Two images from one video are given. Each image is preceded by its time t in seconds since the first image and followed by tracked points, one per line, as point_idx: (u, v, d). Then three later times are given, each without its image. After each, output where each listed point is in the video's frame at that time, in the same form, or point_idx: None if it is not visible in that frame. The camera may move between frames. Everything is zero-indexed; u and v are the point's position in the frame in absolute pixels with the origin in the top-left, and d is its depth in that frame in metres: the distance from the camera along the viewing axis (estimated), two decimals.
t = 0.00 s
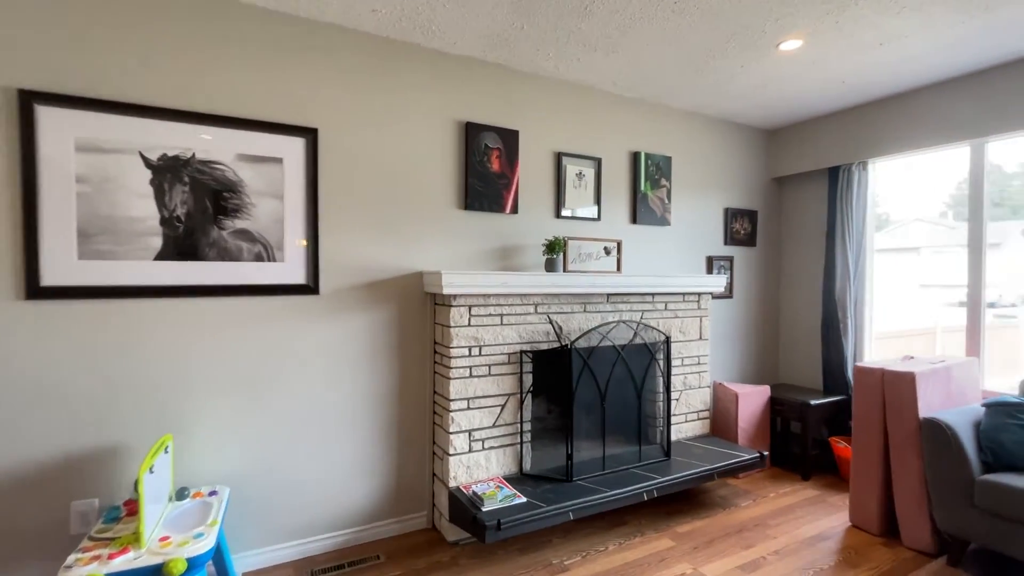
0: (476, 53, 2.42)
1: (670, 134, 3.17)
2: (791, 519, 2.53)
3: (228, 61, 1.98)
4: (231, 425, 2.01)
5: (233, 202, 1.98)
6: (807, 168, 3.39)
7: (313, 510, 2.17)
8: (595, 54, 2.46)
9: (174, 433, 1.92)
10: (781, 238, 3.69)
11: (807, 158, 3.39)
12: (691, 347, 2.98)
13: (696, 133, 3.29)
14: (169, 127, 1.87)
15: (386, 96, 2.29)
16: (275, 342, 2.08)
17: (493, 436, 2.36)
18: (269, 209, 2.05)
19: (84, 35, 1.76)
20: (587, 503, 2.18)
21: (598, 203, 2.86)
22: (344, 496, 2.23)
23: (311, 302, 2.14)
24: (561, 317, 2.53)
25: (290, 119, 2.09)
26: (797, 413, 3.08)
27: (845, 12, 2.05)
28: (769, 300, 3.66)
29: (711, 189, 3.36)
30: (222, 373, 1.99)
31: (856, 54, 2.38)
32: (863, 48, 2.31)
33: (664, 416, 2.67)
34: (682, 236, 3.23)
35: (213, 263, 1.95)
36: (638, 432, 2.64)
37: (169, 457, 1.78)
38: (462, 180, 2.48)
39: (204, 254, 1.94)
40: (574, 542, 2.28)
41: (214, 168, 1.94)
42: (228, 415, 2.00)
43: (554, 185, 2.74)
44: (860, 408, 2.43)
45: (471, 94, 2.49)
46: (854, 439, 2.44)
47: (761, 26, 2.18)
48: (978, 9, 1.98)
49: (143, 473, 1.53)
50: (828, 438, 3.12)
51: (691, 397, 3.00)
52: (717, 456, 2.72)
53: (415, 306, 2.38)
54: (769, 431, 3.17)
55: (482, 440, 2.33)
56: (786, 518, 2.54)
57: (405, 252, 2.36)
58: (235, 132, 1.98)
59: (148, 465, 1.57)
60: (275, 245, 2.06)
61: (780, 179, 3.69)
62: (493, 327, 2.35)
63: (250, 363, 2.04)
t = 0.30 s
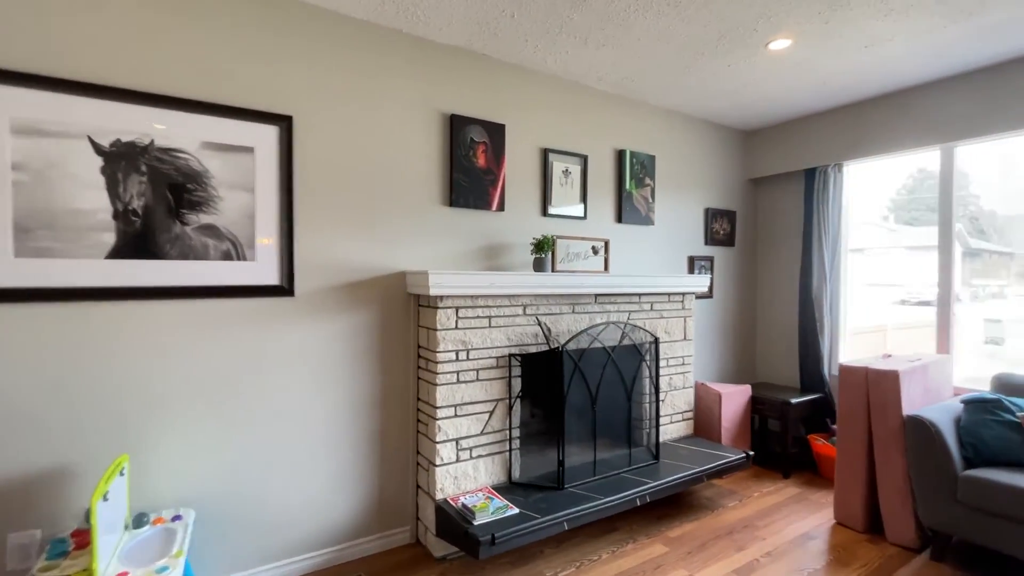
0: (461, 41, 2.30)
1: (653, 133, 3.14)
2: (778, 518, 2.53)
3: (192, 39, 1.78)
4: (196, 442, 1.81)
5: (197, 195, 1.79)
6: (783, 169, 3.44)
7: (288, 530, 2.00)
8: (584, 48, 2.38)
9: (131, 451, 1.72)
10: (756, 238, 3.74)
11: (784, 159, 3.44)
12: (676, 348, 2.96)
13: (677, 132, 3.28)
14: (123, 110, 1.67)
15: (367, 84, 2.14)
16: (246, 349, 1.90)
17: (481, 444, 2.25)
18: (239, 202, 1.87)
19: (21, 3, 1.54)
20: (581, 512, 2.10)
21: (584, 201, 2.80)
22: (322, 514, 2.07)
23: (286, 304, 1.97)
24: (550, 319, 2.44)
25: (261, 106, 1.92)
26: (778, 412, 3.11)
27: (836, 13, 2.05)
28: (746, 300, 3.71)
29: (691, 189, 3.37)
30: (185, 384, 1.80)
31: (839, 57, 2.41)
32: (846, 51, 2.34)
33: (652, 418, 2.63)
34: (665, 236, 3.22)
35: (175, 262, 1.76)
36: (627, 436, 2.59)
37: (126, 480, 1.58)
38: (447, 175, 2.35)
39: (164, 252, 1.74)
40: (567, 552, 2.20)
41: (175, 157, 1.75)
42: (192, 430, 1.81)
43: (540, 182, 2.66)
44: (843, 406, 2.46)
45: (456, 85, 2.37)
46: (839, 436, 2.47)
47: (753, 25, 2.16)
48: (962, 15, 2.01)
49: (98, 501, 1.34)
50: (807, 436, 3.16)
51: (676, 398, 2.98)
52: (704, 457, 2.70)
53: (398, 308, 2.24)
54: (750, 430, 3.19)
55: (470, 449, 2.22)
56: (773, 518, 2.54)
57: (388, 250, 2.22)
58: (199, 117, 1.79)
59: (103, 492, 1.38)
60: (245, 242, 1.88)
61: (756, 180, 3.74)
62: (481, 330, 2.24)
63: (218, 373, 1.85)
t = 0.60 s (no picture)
0: (452, 30, 2.20)
1: (638, 133, 3.13)
2: (765, 515, 2.56)
3: (161, 15, 1.62)
4: (167, 459, 1.65)
5: (168, 186, 1.62)
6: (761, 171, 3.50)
7: (270, 550, 1.85)
8: (577, 42, 2.33)
9: (92, 472, 1.54)
10: (734, 239, 3.80)
11: (761, 161, 3.51)
12: (662, 348, 2.96)
13: (661, 132, 3.28)
14: (83, 90, 1.49)
15: (353, 71, 2.02)
16: (223, 356, 1.74)
17: (474, 451, 2.17)
18: (214, 196, 1.71)
19: None
20: (579, 518, 2.05)
21: (573, 199, 2.75)
22: (307, 531, 1.93)
23: (267, 307, 1.83)
24: (542, 320, 2.38)
25: (240, 91, 1.76)
26: (759, 409, 3.16)
27: (827, 16, 2.07)
28: (725, 299, 3.76)
29: (674, 189, 3.38)
30: (155, 395, 1.63)
31: (825, 61, 2.45)
32: (832, 55, 2.38)
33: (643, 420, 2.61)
34: (649, 236, 3.22)
35: (143, 260, 1.59)
36: (618, 437, 2.56)
37: (88, 505, 1.41)
38: (436, 170, 2.25)
39: (130, 249, 1.57)
40: (564, 559, 2.14)
41: (143, 144, 1.58)
42: (162, 446, 1.64)
43: (530, 179, 2.59)
44: (828, 403, 2.51)
45: (446, 76, 2.27)
46: (824, 432, 2.52)
47: (747, 25, 2.16)
48: (943, 21, 2.08)
49: (59, 532, 1.18)
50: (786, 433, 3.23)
51: (663, 398, 2.98)
52: (692, 456, 2.71)
53: (386, 310, 2.12)
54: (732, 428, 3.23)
55: (462, 456, 2.13)
56: (760, 515, 2.57)
57: (375, 248, 2.10)
58: (171, 101, 1.62)
59: (64, 520, 1.22)
60: (221, 239, 1.73)
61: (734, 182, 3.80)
62: (473, 332, 2.15)
63: (192, 382, 1.69)
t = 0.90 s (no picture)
0: (439, 22, 2.13)
1: (620, 133, 3.14)
2: (747, 511, 2.60)
3: None
4: (134, 477, 1.51)
5: (135, 179, 1.48)
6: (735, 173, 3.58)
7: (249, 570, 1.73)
8: (564, 39, 2.30)
9: (48, 494, 1.39)
10: (709, 239, 3.88)
11: (736, 164, 3.60)
12: (645, 348, 2.97)
13: (641, 133, 3.30)
14: (37, 71, 1.34)
15: (336, 61, 1.91)
16: (197, 363, 1.61)
17: (463, 457, 2.10)
18: (187, 190, 1.58)
19: None
20: (573, 523, 2.01)
21: (558, 199, 2.73)
22: (289, 548, 1.82)
23: (245, 310, 1.70)
24: (531, 321, 2.34)
25: (215, 78, 1.63)
26: (737, 407, 3.22)
27: (810, 22, 2.12)
28: (700, 299, 3.83)
29: (653, 190, 3.41)
30: (121, 407, 1.49)
31: (802, 66, 2.52)
32: (810, 61, 2.44)
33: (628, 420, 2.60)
34: (631, 236, 3.23)
35: (107, 260, 1.45)
36: (605, 439, 2.54)
37: (45, 533, 1.26)
38: (423, 167, 2.17)
39: (93, 247, 1.43)
40: (556, 565, 2.10)
41: (106, 133, 1.44)
42: (129, 464, 1.49)
43: (515, 177, 2.54)
44: (807, 400, 2.58)
45: (431, 70, 2.20)
46: (803, 426, 2.59)
47: (732, 28, 2.19)
48: (916, 32, 2.17)
49: (15, 567, 1.04)
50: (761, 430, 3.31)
51: (645, 397, 2.99)
52: (676, 456, 2.72)
53: (371, 312, 2.03)
54: (710, 425, 3.28)
55: (452, 463, 2.06)
56: (742, 512, 2.61)
57: (360, 248, 2.00)
58: (138, 86, 1.48)
59: (20, 554, 1.08)
60: (195, 237, 1.60)
61: (708, 183, 3.87)
62: (463, 334, 2.08)
63: (163, 393, 1.55)
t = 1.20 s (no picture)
0: (421, 9, 2.04)
1: (599, 132, 3.12)
2: (727, 508, 2.63)
3: None
4: (88, 498, 1.36)
5: (88, 167, 1.34)
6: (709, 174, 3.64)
7: None
8: (548, 33, 2.25)
9: None
10: (683, 239, 3.92)
11: (710, 165, 3.65)
12: (626, 347, 2.96)
13: (620, 133, 3.30)
14: None
15: (311, 46, 1.80)
16: (160, 370, 1.47)
17: (447, 463, 2.02)
18: (148, 181, 1.44)
19: None
20: (561, 528, 1.96)
21: (539, 196, 2.68)
22: (262, 567, 1.69)
23: (214, 312, 1.57)
24: (515, 321, 2.28)
25: (178, 59, 1.50)
26: (713, 404, 3.26)
27: (790, 25, 2.14)
28: (675, 298, 3.87)
29: (631, 189, 3.42)
30: (73, 420, 1.34)
31: (779, 69, 2.56)
32: (787, 63, 2.48)
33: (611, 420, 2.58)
34: (610, 235, 3.22)
35: (55, 257, 1.30)
36: (589, 440, 2.51)
37: None
38: (404, 161, 2.08)
39: (38, 243, 1.28)
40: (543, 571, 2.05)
41: (53, 114, 1.29)
42: (81, 483, 1.34)
43: (497, 174, 2.48)
44: (784, 397, 2.63)
45: (412, 60, 2.11)
46: (781, 422, 2.64)
47: (715, 28, 2.19)
48: (887, 39, 2.23)
49: None
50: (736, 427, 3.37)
51: (626, 397, 2.98)
52: (658, 455, 2.72)
53: (349, 313, 1.92)
54: (687, 423, 3.31)
55: (435, 470, 1.97)
56: (722, 509, 2.63)
57: (338, 245, 1.89)
58: (91, 65, 1.34)
59: None
60: (157, 232, 1.46)
61: (682, 184, 3.92)
62: (447, 336, 2.00)
63: (121, 403, 1.41)
